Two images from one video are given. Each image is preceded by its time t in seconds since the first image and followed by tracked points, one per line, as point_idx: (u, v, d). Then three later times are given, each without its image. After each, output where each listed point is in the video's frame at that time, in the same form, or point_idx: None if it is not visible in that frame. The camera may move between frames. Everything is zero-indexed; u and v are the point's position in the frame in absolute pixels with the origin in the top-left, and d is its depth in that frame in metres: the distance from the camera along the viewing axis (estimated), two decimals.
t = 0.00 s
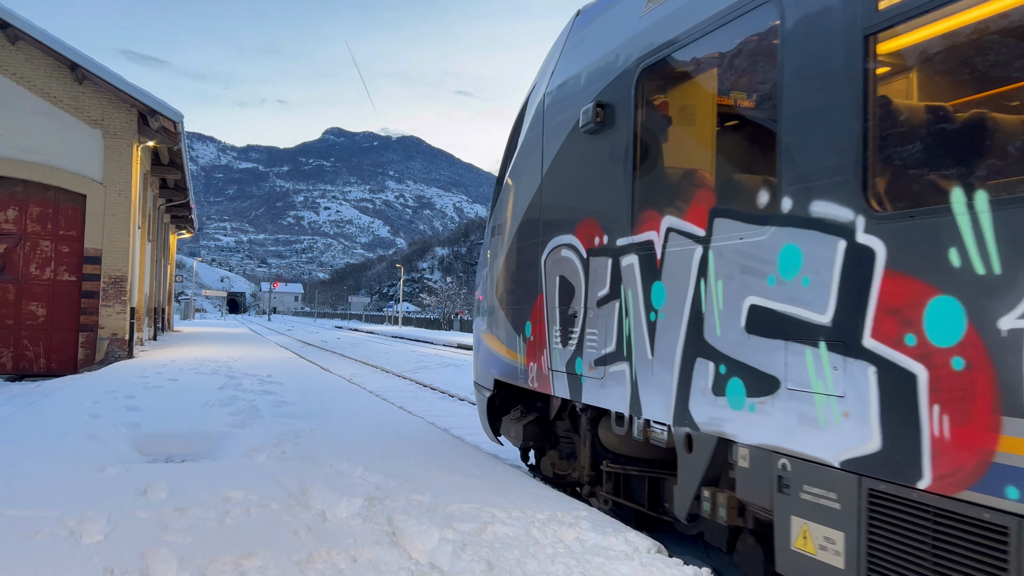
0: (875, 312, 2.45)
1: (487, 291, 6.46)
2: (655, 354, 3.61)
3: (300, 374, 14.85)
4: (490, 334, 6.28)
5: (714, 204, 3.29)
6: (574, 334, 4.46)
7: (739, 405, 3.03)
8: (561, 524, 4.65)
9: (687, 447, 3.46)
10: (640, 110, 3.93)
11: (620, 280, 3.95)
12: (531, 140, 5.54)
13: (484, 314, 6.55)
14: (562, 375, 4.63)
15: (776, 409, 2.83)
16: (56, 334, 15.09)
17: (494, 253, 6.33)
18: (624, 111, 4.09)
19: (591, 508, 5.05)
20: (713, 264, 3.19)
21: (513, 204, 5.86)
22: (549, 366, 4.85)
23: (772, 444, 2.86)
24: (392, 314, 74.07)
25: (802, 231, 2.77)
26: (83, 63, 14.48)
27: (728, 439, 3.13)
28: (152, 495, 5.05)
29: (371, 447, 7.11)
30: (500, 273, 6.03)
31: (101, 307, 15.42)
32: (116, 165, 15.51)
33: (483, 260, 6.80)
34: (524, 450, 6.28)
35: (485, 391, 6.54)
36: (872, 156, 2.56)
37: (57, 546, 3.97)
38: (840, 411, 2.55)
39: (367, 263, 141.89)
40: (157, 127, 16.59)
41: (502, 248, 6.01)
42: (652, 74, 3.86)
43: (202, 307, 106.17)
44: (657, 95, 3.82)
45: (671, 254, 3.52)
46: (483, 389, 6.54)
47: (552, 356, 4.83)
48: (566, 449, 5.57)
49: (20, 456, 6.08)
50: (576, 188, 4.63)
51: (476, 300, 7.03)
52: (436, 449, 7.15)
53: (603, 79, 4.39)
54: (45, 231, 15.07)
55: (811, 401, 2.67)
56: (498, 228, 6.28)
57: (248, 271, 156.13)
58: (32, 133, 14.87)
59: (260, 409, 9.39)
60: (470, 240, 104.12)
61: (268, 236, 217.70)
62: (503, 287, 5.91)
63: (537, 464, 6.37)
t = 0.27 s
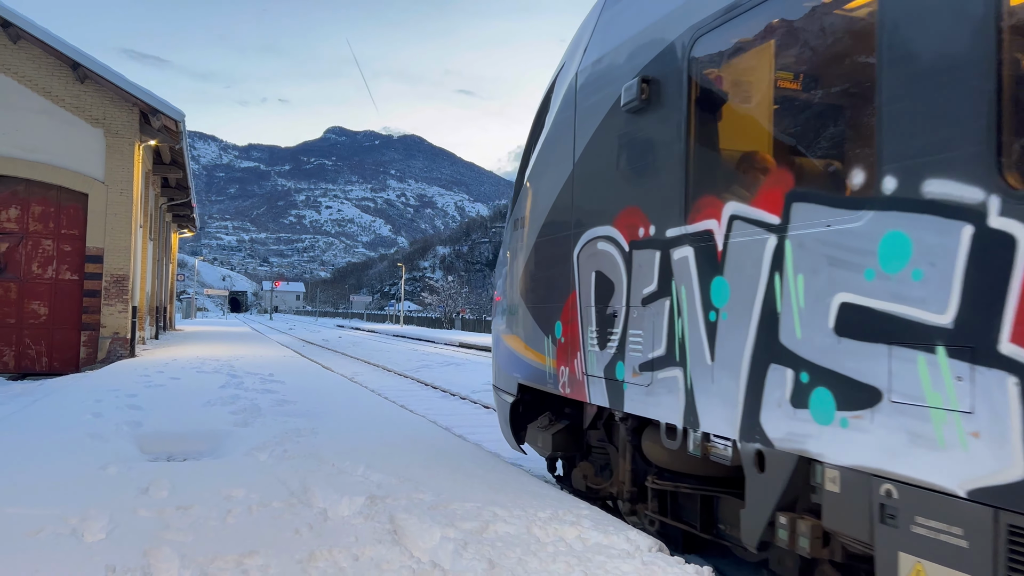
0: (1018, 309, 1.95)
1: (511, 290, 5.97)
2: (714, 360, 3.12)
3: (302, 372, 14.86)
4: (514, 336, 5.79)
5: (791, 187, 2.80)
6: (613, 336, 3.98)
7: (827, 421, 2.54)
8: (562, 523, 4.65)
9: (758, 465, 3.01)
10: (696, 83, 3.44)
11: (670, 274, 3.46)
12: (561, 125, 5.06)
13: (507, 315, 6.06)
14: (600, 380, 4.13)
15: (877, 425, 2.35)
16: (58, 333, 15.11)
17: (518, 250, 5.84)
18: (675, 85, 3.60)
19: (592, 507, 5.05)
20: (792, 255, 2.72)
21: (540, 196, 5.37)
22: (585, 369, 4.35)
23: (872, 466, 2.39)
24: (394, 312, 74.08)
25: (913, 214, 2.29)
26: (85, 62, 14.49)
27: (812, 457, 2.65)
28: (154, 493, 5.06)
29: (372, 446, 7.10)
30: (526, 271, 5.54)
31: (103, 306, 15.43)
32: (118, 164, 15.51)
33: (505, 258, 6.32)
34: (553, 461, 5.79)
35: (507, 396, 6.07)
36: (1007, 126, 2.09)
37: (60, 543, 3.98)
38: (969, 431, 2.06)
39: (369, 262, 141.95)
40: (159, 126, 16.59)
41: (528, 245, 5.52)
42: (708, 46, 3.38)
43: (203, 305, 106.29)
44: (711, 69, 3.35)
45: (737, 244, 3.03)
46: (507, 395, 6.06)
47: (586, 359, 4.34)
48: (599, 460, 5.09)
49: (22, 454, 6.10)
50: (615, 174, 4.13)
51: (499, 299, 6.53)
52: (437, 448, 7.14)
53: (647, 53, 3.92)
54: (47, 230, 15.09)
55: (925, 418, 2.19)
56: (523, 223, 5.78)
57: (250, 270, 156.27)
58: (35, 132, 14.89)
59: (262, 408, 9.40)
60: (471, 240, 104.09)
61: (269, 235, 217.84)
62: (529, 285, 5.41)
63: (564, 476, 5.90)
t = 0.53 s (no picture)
0: None
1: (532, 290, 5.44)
2: (791, 371, 2.63)
3: (303, 372, 14.87)
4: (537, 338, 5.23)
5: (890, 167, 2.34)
6: (657, 340, 3.49)
7: (945, 441, 2.08)
8: (562, 523, 4.65)
9: (848, 491, 2.48)
10: (761, 51, 2.95)
11: (731, 270, 2.97)
12: (590, 112, 4.55)
13: (528, 316, 5.52)
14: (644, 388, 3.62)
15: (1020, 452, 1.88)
16: (58, 333, 15.12)
17: (539, 249, 5.33)
18: (735, 53, 3.09)
19: (593, 507, 5.05)
20: (894, 245, 2.25)
21: (566, 189, 4.85)
22: (625, 377, 3.82)
23: (1014, 500, 1.92)
24: (394, 312, 74.10)
25: None
26: (85, 63, 14.50)
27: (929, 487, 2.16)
28: (154, 493, 5.06)
29: (373, 446, 7.10)
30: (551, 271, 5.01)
31: (104, 306, 15.42)
32: (118, 164, 15.52)
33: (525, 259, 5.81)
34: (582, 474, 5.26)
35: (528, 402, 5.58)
36: None
37: (60, 543, 3.98)
38: None
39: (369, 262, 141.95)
40: (159, 126, 16.61)
41: (553, 244, 5.01)
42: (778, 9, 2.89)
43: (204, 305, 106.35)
44: (779, 36, 2.88)
45: (820, 233, 2.55)
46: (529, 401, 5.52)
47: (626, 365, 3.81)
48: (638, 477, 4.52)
49: (22, 454, 6.10)
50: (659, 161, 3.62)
51: (519, 301, 5.99)
52: (437, 448, 7.14)
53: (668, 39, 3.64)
54: (48, 230, 15.11)
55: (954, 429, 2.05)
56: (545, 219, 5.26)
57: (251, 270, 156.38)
58: (36, 132, 14.90)
59: (263, 408, 9.40)
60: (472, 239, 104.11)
61: (270, 235, 217.94)
62: (555, 286, 4.90)
63: (595, 490, 5.35)
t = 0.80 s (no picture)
0: None
1: (552, 290, 4.92)
2: (899, 383, 2.15)
3: (303, 372, 14.88)
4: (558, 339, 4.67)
5: None
6: (709, 346, 2.98)
7: None
8: (561, 523, 4.66)
9: (973, 530, 1.99)
10: (844, 7, 2.48)
11: (813, 263, 2.48)
12: (620, 94, 4.03)
13: (547, 317, 4.99)
14: (693, 401, 3.10)
15: None
16: (58, 333, 15.12)
17: (560, 247, 4.81)
18: (812, 14, 2.61)
19: (592, 508, 5.05)
20: None
21: (591, 181, 4.33)
22: (668, 387, 3.30)
23: None
24: (394, 313, 74.12)
25: None
26: (85, 64, 14.51)
27: None
28: (154, 494, 5.06)
29: (373, 446, 7.10)
30: (574, 272, 4.49)
31: (104, 307, 15.43)
32: (118, 164, 15.53)
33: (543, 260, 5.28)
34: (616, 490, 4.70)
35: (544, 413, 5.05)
36: None
37: (60, 544, 3.99)
38: None
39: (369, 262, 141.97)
40: (159, 126, 16.62)
41: (576, 242, 4.49)
42: None
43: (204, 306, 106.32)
44: None
45: (932, 217, 2.08)
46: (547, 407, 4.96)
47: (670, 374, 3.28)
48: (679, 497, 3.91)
49: (22, 455, 6.10)
50: (708, 145, 3.13)
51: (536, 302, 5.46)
52: (437, 448, 7.14)
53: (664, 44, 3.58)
54: (48, 231, 15.11)
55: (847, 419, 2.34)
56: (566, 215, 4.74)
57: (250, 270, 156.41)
58: (35, 132, 14.90)
59: (263, 408, 9.40)
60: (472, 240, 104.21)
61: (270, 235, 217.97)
62: (579, 287, 4.37)
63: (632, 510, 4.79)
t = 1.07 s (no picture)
0: None
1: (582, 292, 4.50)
2: None
3: (302, 373, 14.86)
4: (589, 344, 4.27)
5: None
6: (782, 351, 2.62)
7: None
8: (560, 525, 4.66)
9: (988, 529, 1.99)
10: None
11: (925, 253, 2.11)
12: (661, 75, 3.63)
13: (577, 321, 4.58)
14: (763, 415, 2.72)
15: None
16: (57, 334, 15.10)
17: (590, 246, 4.40)
18: None
19: (591, 509, 5.06)
20: None
21: (628, 170, 3.92)
22: (730, 399, 2.91)
23: None
24: (393, 314, 74.04)
25: None
26: (84, 65, 14.53)
27: None
28: (152, 495, 5.05)
29: (372, 448, 7.10)
30: (608, 272, 4.08)
31: (102, 308, 15.42)
32: (116, 165, 15.54)
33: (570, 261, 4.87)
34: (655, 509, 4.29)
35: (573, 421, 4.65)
36: None
37: (57, 546, 3.98)
38: None
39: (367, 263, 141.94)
40: (157, 127, 16.62)
41: (610, 240, 4.09)
42: None
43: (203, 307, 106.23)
44: None
45: None
46: (576, 416, 4.55)
47: (733, 383, 2.89)
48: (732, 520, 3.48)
49: (20, 456, 6.09)
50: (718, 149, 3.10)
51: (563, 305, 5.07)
52: (436, 449, 7.13)
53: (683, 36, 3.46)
54: (46, 232, 15.08)
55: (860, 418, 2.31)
56: (597, 210, 4.34)
57: (249, 271, 156.26)
58: (33, 134, 14.89)
59: (261, 410, 9.39)
60: (471, 241, 104.23)
61: (269, 236, 217.88)
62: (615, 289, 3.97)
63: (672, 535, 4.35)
